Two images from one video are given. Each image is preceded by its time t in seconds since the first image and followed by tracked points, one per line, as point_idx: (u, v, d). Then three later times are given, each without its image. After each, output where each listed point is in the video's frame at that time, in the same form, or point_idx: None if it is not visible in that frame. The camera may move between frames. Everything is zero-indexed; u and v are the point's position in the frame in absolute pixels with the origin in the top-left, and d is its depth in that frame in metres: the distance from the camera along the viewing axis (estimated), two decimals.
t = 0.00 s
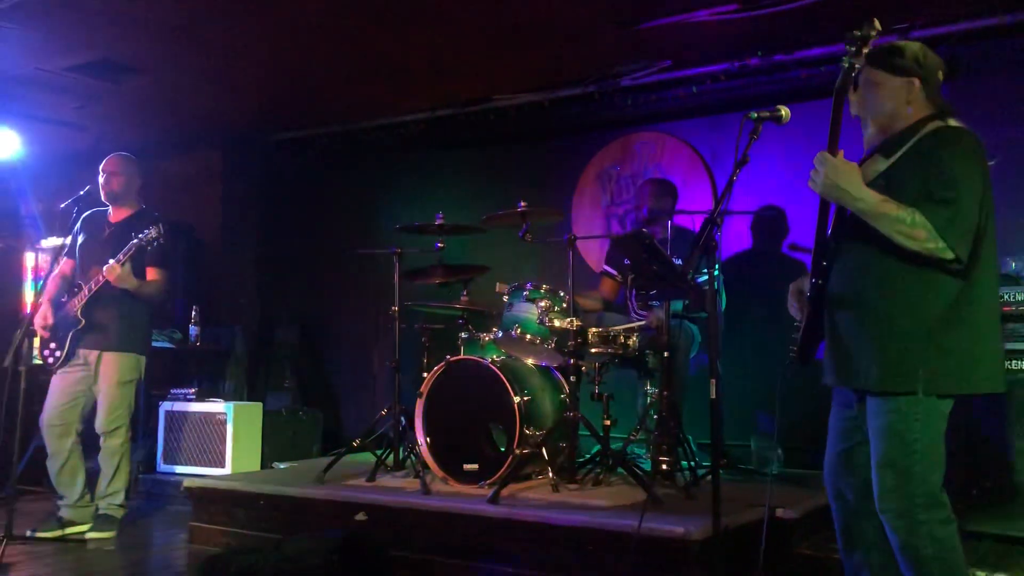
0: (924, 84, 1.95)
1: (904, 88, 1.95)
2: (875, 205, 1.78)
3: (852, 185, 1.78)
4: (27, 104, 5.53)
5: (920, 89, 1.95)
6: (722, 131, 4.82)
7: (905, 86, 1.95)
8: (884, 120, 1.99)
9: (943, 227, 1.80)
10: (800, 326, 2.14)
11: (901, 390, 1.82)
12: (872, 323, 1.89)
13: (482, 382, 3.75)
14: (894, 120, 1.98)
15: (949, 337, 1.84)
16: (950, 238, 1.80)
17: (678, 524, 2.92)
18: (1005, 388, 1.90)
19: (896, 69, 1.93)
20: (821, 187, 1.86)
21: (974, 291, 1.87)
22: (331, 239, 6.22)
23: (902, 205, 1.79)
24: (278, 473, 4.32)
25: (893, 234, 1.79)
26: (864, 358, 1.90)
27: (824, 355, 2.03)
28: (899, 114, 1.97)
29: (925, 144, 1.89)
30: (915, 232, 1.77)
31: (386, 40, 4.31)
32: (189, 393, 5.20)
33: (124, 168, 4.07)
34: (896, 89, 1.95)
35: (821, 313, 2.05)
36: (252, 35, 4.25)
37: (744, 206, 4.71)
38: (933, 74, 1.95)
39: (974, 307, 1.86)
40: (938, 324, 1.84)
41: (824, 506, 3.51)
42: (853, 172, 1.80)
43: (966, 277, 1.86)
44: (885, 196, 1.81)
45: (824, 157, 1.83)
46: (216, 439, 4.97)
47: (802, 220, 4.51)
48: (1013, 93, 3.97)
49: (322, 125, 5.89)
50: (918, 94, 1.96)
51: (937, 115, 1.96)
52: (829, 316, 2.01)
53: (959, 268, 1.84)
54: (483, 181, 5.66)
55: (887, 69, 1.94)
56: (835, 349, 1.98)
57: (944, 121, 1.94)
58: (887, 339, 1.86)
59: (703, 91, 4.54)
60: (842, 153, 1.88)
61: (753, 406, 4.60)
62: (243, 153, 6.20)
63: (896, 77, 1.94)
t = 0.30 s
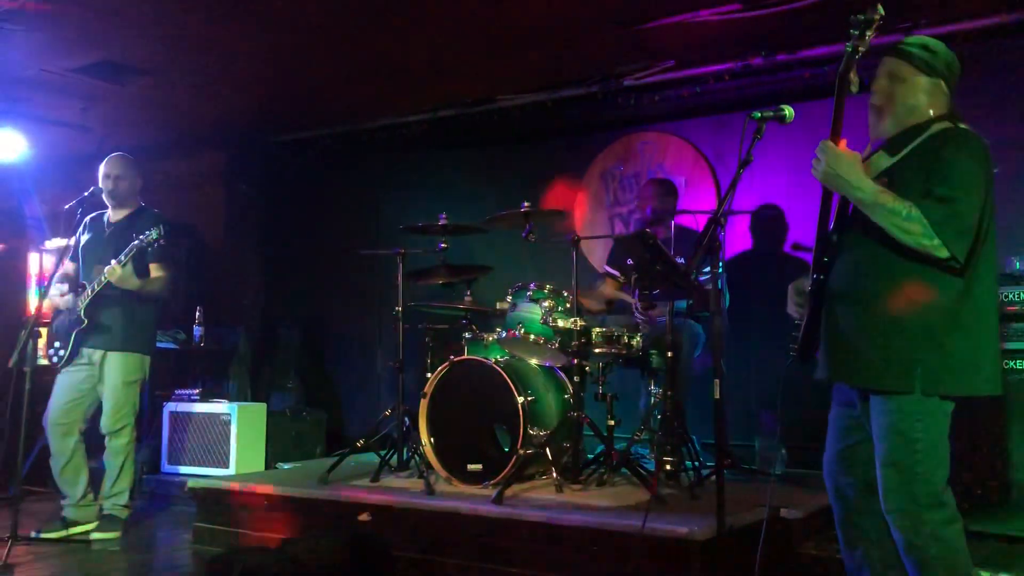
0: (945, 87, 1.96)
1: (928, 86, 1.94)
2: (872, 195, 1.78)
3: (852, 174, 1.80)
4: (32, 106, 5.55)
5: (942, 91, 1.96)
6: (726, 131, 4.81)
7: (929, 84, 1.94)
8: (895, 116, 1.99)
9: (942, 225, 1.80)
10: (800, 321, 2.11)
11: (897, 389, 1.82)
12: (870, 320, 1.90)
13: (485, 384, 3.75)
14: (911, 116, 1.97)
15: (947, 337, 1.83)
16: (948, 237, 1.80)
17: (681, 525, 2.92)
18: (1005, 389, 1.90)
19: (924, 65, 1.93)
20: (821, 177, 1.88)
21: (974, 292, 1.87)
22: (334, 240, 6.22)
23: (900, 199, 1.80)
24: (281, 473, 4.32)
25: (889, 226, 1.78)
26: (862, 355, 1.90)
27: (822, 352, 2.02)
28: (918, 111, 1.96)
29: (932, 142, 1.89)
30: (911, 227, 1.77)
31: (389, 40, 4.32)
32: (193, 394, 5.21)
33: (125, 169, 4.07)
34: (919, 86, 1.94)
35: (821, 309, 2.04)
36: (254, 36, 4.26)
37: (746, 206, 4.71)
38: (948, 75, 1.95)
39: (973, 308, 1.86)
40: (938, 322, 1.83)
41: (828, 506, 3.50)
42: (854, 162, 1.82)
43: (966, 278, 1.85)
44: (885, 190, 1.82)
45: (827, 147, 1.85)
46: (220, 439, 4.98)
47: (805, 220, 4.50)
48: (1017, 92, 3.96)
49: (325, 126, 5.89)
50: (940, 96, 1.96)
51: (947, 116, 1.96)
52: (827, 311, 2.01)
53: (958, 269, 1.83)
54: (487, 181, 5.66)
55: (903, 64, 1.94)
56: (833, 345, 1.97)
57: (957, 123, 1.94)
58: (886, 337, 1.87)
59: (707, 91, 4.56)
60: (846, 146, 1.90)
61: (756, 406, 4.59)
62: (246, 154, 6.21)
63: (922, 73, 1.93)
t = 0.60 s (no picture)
0: (948, 89, 1.96)
1: (933, 87, 1.94)
2: (880, 193, 1.78)
3: (862, 172, 1.79)
4: (35, 107, 5.56)
5: (946, 92, 1.96)
6: (729, 132, 4.80)
7: (935, 85, 1.94)
8: (900, 118, 1.99)
9: (947, 227, 1.79)
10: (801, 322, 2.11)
11: (900, 391, 1.82)
12: (874, 321, 1.89)
13: (488, 385, 3.75)
14: (916, 117, 1.97)
15: (951, 339, 1.83)
16: (955, 238, 1.79)
17: (684, 525, 2.93)
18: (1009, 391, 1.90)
19: (930, 66, 1.93)
20: (828, 177, 1.87)
21: (978, 293, 1.86)
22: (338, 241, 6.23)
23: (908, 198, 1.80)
24: (285, 474, 4.32)
25: (898, 224, 1.78)
26: (865, 356, 1.90)
27: (826, 353, 2.02)
28: (923, 112, 1.96)
29: (939, 143, 1.89)
30: (918, 225, 1.77)
31: (392, 41, 4.32)
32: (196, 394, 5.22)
33: (126, 169, 4.07)
34: (925, 87, 1.94)
35: (824, 310, 2.03)
36: (257, 37, 4.26)
37: (750, 206, 4.71)
38: (950, 77, 1.96)
39: (978, 309, 1.85)
40: (942, 324, 1.83)
41: (832, 506, 3.50)
42: (863, 161, 1.81)
43: (970, 279, 1.85)
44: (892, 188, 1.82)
45: (834, 148, 1.85)
46: (223, 440, 4.98)
47: (808, 221, 4.51)
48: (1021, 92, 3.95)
49: (328, 127, 5.90)
50: (944, 97, 1.96)
51: (952, 118, 1.96)
52: (831, 312, 2.01)
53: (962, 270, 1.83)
54: (490, 181, 5.67)
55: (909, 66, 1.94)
56: (837, 346, 1.97)
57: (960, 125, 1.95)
58: (890, 339, 1.87)
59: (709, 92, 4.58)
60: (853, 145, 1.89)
61: (760, 406, 4.59)
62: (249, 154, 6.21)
63: (928, 74, 1.93)
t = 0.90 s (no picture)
0: (944, 85, 1.94)
1: (927, 86, 1.93)
2: (878, 198, 1.79)
3: (862, 177, 1.79)
4: (39, 108, 5.57)
5: (941, 89, 1.94)
6: (731, 132, 4.80)
7: (928, 84, 1.93)
8: (900, 120, 1.98)
9: (947, 227, 1.79)
10: (805, 324, 2.12)
11: (902, 392, 1.82)
12: (876, 323, 1.89)
13: (490, 386, 3.74)
14: (913, 118, 1.96)
15: (952, 339, 1.83)
16: (955, 238, 1.78)
17: (686, 526, 2.93)
18: (1011, 391, 1.89)
19: (921, 66, 1.92)
20: (829, 176, 1.86)
21: (980, 293, 1.85)
22: (340, 241, 6.23)
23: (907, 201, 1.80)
24: (287, 474, 4.32)
25: (896, 228, 1.80)
26: (868, 357, 1.89)
27: (830, 354, 2.02)
28: (921, 112, 1.95)
29: (940, 144, 1.88)
30: (915, 229, 1.78)
31: (395, 42, 4.32)
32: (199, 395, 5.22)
33: (130, 169, 4.06)
34: (918, 87, 1.93)
35: (828, 312, 2.03)
36: (259, 38, 4.27)
37: (753, 207, 4.71)
38: (947, 77, 1.95)
39: (980, 310, 1.84)
40: (943, 324, 1.83)
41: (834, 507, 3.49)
42: (864, 164, 1.80)
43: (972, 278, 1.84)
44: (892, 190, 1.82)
45: (837, 147, 1.83)
46: (225, 440, 4.99)
47: (811, 221, 4.50)
48: None
49: (332, 127, 5.91)
50: (939, 94, 1.94)
51: (953, 118, 1.95)
52: (835, 314, 2.00)
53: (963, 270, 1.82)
54: (492, 182, 5.67)
55: (908, 68, 1.93)
56: (840, 346, 1.97)
57: (960, 124, 1.94)
58: (892, 340, 1.86)
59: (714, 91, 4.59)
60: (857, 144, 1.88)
61: (762, 406, 4.58)
62: (253, 155, 6.22)
63: (920, 74, 1.93)
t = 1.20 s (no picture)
0: (929, 87, 1.92)
1: (906, 91, 1.94)
2: (881, 194, 1.77)
3: (864, 172, 1.76)
4: (44, 109, 5.58)
5: (926, 91, 1.93)
6: (735, 134, 4.79)
7: (907, 89, 1.94)
8: (900, 124, 1.98)
9: (949, 228, 1.79)
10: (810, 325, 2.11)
11: (904, 394, 1.81)
12: (878, 323, 1.89)
13: (494, 386, 3.74)
14: (903, 125, 1.97)
15: (955, 341, 1.82)
16: (955, 236, 1.79)
17: (690, 527, 2.93)
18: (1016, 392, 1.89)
19: (899, 73, 1.94)
20: (832, 166, 1.83)
21: (982, 294, 1.85)
22: (344, 241, 6.23)
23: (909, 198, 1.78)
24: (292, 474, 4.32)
25: (895, 225, 1.78)
26: (872, 360, 1.89)
27: (837, 358, 2.01)
28: (910, 118, 1.96)
29: (941, 146, 1.88)
30: (916, 228, 1.75)
31: (399, 42, 4.32)
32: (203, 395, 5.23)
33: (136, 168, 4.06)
34: (900, 94, 1.95)
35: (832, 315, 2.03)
36: (263, 39, 4.27)
37: (757, 207, 4.71)
38: (947, 78, 1.93)
39: (979, 311, 1.84)
40: (946, 325, 1.82)
41: (838, 507, 3.48)
42: (869, 159, 1.78)
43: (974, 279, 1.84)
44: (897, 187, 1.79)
45: (843, 138, 1.80)
46: (229, 440, 4.99)
47: (815, 222, 4.51)
48: None
49: (336, 127, 5.92)
50: (922, 98, 1.94)
51: (954, 119, 1.94)
52: (839, 316, 2.00)
53: (964, 269, 1.82)
54: (496, 182, 5.67)
55: (905, 73, 1.93)
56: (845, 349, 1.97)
57: (958, 126, 1.91)
58: (894, 341, 1.86)
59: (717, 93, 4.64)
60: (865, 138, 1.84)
61: (766, 406, 4.58)
62: (258, 155, 6.26)
63: (899, 80, 1.94)
